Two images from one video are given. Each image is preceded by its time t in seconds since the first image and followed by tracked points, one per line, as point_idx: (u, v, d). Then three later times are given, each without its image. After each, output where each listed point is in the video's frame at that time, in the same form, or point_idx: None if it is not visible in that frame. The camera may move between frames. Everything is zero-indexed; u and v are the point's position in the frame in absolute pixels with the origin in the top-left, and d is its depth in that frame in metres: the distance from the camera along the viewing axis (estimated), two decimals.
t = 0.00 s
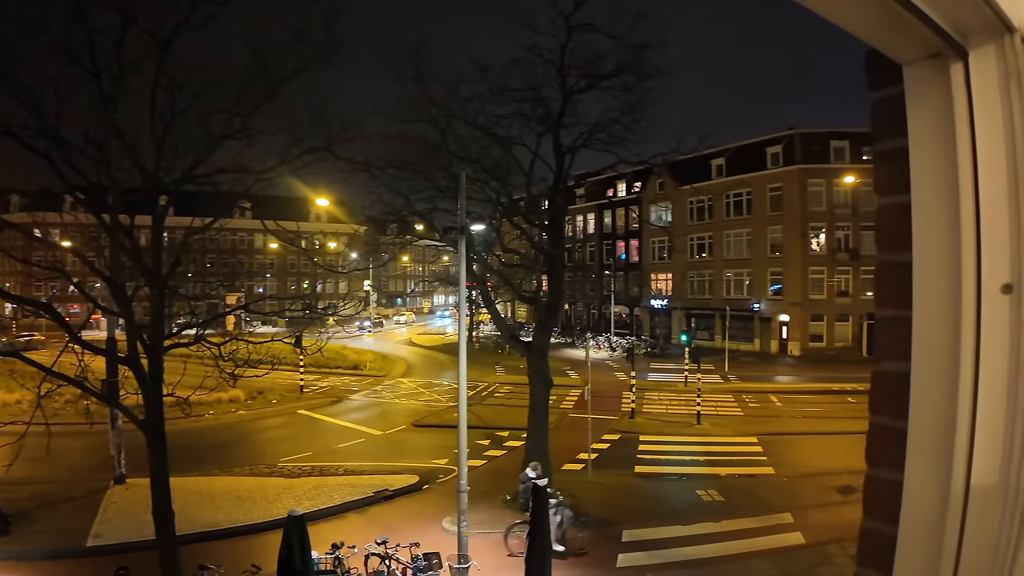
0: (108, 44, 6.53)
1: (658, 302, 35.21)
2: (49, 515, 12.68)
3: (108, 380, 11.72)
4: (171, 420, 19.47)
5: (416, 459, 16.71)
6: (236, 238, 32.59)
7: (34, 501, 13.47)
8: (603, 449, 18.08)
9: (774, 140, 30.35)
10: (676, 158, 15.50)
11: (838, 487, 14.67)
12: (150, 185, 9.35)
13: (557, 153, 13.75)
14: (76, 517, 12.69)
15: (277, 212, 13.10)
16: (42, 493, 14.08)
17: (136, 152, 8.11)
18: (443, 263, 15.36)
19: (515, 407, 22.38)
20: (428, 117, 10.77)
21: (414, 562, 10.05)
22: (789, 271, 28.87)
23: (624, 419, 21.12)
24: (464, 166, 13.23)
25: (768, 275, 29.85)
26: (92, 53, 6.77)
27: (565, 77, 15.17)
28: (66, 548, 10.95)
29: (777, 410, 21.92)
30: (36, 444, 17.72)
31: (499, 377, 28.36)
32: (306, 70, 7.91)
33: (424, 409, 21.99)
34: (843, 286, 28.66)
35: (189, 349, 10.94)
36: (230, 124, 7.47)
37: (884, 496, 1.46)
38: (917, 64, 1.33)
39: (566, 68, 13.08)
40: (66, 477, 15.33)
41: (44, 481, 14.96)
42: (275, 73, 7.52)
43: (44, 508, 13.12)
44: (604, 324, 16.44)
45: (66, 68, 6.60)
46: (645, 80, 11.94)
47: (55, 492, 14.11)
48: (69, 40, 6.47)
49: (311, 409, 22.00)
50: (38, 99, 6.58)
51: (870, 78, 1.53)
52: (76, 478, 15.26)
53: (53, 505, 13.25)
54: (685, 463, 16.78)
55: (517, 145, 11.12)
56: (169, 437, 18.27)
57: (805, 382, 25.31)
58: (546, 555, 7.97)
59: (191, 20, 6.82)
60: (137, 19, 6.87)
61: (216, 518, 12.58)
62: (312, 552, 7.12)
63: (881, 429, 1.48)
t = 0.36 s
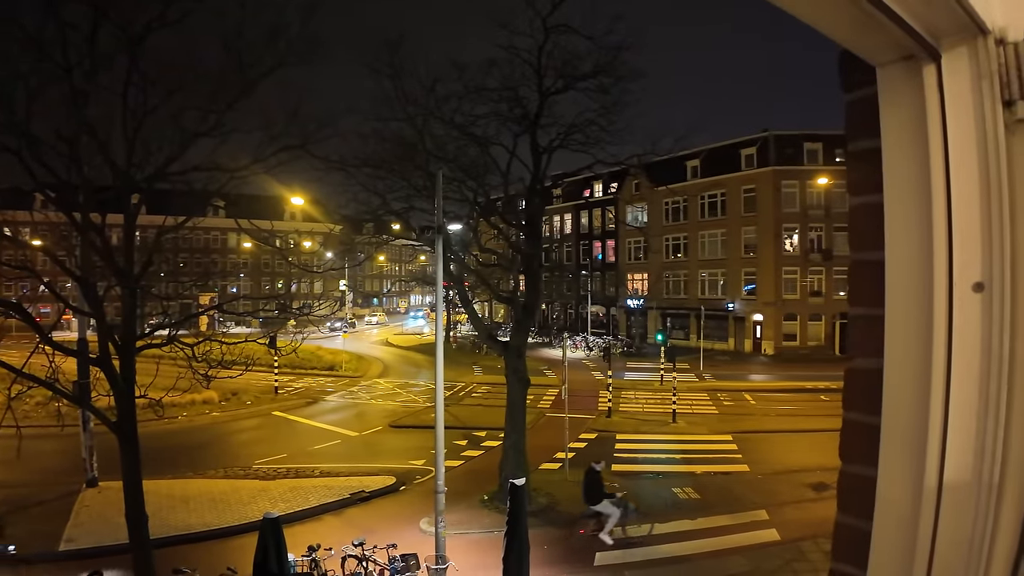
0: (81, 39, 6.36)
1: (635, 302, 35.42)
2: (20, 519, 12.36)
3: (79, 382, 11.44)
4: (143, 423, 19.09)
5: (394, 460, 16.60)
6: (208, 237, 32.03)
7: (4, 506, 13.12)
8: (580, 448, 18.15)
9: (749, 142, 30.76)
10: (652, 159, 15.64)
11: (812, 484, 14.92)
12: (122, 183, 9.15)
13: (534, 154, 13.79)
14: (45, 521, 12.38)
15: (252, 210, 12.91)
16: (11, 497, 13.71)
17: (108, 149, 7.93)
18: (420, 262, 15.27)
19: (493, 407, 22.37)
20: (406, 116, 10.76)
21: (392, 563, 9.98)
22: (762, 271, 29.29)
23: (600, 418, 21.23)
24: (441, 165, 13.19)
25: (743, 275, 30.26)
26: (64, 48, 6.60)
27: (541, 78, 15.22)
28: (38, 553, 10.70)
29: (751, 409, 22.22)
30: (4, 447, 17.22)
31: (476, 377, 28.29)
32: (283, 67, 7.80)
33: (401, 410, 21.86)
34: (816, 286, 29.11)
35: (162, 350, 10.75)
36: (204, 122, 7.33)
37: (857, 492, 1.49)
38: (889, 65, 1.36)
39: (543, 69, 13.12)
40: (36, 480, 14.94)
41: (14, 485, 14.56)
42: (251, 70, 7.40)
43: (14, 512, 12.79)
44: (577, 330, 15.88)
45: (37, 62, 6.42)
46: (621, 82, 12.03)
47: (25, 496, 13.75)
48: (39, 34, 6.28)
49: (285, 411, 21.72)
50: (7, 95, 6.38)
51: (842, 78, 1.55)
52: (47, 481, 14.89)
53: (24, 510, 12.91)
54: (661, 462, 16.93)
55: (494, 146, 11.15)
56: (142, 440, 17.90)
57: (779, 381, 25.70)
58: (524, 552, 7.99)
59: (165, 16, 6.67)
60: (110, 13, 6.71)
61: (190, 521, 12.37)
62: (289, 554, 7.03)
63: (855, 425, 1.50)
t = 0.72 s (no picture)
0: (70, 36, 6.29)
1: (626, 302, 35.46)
2: (9, 521, 12.28)
3: (69, 385, 11.34)
4: (133, 424, 18.95)
5: (386, 460, 16.56)
6: (199, 236, 31.86)
7: None
8: (571, 448, 18.19)
9: (740, 142, 30.91)
10: (643, 160, 15.71)
11: (803, 483, 15.00)
12: (111, 182, 9.09)
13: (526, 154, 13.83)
14: (33, 523, 12.26)
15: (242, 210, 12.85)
16: None
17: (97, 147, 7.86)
18: (412, 262, 15.24)
19: (485, 407, 22.36)
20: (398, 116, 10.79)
21: (384, 564, 9.95)
22: (753, 271, 29.42)
23: (592, 418, 21.26)
24: (433, 165, 13.19)
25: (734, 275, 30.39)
26: (53, 45, 6.54)
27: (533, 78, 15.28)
28: (28, 555, 10.63)
29: (742, 408, 22.34)
30: None
31: (469, 377, 28.28)
32: (273, 66, 7.75)
33: (393, 410, 21.80)
34: (806, 286, 29.24)
35: (152, 351, 10.68)
36: (194, 121, 7.28)
37: (849, 489, 1.50)
38: (881, 65, 1.37)
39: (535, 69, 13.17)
40: (25, 482, 14.83)
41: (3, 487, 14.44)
42: (242, 68, 7.35)
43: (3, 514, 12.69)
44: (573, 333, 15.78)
45: (25, 59, 6.34)
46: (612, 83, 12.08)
47: (14, 498, 13.64)
48: (28, 31, 6.20)
49: (277, 412, 21.62)
50: None
51: (834, 79, 1.56)
52: (36, 483, 14.78)
53: (13, 512, 12.82)
54: (653, 461, 16.98)
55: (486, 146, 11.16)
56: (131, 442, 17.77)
57: (770, 381, 25.83)
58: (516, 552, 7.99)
59: (156, 13, 6.61)
60: (99, 11, 6.65)
61: (181, 522, 12.30)
62: (280, 555, 7.00)
63: (845, 424, 1.52)
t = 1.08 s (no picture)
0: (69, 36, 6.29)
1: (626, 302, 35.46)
2: (9, 522, 12.29)
3: (69, 385, 11.35)
4: (132, 424, 18.94)
5: (385, 460, 16.55)
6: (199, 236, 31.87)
7: None
8: (571, 448, 18.19)
9: (739, 143, 30.93)
10: (643, 160, 15.73)
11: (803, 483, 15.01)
12: (110, 182, 9.10)
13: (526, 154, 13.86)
14: (31, 524, 12.25)
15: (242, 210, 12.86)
16: None
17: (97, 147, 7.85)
18: (411, 262, 15.23)
19: (484, 407, 22.37)
20: (397, 116, 10.86)
21: (384, 564, 9.95)
22: (752, 272, 29.42)
23: (592, 418, 21.27)
24: (433, 165, 13.20)
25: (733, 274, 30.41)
26: (53, 45, 6.53)
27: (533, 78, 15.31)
28: (30, 555, 10.64)
29: (742, 408, 22.35)
30: None
31: (468, 377, 28.27)
32: (273, 66, 7.75)
33: (393, 410, 21.78)
34: (806, 286, 29.24)
35: (152, 351, 10.69)
36: (193, 121, 7.27)
37: (850, 488, 1.50)
38: (881, 64, 1.37)
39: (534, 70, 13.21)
40: (24, 482, 14.84)
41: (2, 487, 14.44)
42: (241, 68, 7.35)
43: (3, 514, 12.70)
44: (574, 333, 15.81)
45: (24, 59, 6.34)
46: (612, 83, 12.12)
47: (13, 498, 13.66)
48: (27, 31, 6.18)
49: (276, 411, 21.62)
50: None
51: (835, 78, 1.56)
52: (35, 483, 14.78)
53: (13, 512, 12.83)
54: (653, 461, 16.99)
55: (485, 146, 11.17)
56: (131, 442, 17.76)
57: (769, 380, 25.84)
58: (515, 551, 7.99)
59: (155, 13, 6.59)
60: (99, 11, 6.65)
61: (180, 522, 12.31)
62: (279, 556, 7.00)
63: (846, 422, 1.52)
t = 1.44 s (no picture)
0: (78, 36, 6.33)
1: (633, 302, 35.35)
2: (18, 520, 12.39)
3: (78, 385, 11.42)
4: (140, 423, 19.05)
5: (391, 460, 16.59)
6: (207, 236, 32.03)
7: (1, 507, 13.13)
8: (577, 448, 18.16)
9: (746, 142, 30.84)
10: (650, 159, 15.74)
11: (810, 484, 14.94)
12: (118, 183, 9.15)
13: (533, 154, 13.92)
14: (40, 523, 12.37)
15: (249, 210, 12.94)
16: (9, 498, 13.72)
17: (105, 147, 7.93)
18: (418, 263, 15.27)
19: (490, 407, 22.37)
20: (402, 116, 11.21)
21: (392, 563, 9.98)
22: (759, 272, 29.30)
23: (598, 418, 21.25)
24: (440, 165, 13.23)
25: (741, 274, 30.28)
26: (61, 47, 6.59)
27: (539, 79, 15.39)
28: (38, 553, 10.71)
29: (749, 408, 22.28)
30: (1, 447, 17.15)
31: (475, 377, 28.28)
32: (281, 67, 7.80)
33: (399, 410, 21.79)
34: (813, 286, 29.09)
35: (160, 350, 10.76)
36: (202, 121, 7.34)
37: (860, 488, 1.50)
38: (891, 62, 1.37)
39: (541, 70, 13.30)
40: (32, 481, 14.93)
41: (11, 486, 14.53)
42: (250, 69, 7.41)
43: (11, 513, 12.79)
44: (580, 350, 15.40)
45: (33, 60, 6.39)
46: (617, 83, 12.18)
47: (21, 497, 13.76)
48: (35, 32, 6.24)
49: (283, 411, 21.71)
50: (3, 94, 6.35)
51: (845, 77, 1.56)
52: (43, 482, 14.88)
53: (21, 511, 12.92)
54: (660, 462, 16.97)
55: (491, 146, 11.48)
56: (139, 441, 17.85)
57: (777, 381, 25.72)
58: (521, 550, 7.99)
59: (163, 14, 6.65)
60: (107, 12, 6.71)
61: (188, 521, 12.39)
62: (286, 554, 7.02)
63: (856, 423, 1.52)
